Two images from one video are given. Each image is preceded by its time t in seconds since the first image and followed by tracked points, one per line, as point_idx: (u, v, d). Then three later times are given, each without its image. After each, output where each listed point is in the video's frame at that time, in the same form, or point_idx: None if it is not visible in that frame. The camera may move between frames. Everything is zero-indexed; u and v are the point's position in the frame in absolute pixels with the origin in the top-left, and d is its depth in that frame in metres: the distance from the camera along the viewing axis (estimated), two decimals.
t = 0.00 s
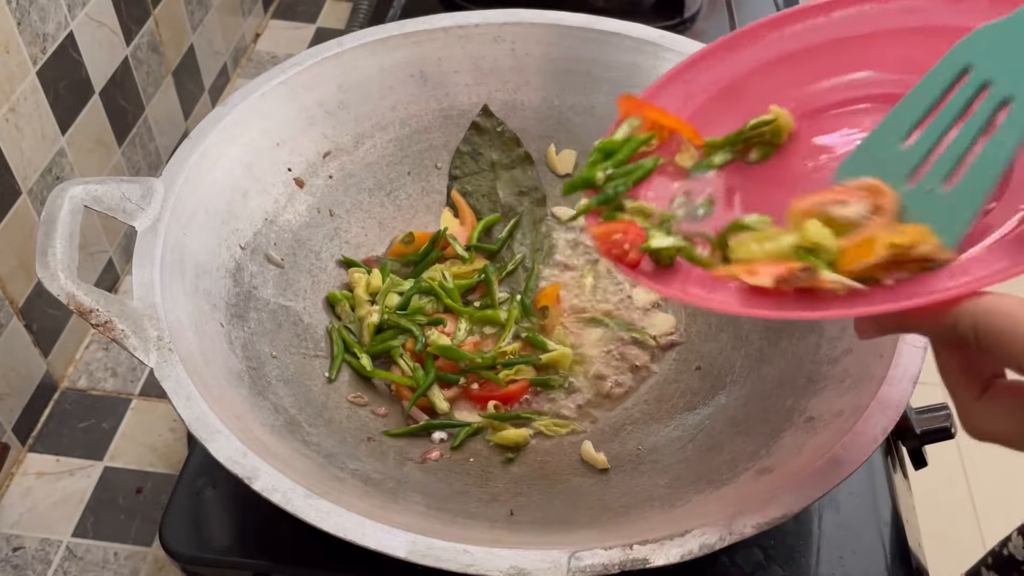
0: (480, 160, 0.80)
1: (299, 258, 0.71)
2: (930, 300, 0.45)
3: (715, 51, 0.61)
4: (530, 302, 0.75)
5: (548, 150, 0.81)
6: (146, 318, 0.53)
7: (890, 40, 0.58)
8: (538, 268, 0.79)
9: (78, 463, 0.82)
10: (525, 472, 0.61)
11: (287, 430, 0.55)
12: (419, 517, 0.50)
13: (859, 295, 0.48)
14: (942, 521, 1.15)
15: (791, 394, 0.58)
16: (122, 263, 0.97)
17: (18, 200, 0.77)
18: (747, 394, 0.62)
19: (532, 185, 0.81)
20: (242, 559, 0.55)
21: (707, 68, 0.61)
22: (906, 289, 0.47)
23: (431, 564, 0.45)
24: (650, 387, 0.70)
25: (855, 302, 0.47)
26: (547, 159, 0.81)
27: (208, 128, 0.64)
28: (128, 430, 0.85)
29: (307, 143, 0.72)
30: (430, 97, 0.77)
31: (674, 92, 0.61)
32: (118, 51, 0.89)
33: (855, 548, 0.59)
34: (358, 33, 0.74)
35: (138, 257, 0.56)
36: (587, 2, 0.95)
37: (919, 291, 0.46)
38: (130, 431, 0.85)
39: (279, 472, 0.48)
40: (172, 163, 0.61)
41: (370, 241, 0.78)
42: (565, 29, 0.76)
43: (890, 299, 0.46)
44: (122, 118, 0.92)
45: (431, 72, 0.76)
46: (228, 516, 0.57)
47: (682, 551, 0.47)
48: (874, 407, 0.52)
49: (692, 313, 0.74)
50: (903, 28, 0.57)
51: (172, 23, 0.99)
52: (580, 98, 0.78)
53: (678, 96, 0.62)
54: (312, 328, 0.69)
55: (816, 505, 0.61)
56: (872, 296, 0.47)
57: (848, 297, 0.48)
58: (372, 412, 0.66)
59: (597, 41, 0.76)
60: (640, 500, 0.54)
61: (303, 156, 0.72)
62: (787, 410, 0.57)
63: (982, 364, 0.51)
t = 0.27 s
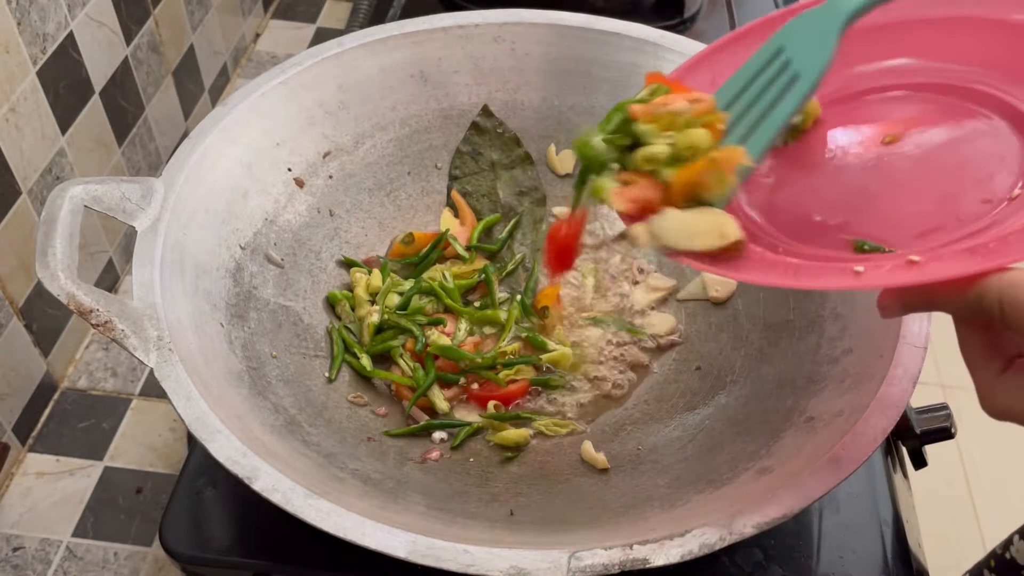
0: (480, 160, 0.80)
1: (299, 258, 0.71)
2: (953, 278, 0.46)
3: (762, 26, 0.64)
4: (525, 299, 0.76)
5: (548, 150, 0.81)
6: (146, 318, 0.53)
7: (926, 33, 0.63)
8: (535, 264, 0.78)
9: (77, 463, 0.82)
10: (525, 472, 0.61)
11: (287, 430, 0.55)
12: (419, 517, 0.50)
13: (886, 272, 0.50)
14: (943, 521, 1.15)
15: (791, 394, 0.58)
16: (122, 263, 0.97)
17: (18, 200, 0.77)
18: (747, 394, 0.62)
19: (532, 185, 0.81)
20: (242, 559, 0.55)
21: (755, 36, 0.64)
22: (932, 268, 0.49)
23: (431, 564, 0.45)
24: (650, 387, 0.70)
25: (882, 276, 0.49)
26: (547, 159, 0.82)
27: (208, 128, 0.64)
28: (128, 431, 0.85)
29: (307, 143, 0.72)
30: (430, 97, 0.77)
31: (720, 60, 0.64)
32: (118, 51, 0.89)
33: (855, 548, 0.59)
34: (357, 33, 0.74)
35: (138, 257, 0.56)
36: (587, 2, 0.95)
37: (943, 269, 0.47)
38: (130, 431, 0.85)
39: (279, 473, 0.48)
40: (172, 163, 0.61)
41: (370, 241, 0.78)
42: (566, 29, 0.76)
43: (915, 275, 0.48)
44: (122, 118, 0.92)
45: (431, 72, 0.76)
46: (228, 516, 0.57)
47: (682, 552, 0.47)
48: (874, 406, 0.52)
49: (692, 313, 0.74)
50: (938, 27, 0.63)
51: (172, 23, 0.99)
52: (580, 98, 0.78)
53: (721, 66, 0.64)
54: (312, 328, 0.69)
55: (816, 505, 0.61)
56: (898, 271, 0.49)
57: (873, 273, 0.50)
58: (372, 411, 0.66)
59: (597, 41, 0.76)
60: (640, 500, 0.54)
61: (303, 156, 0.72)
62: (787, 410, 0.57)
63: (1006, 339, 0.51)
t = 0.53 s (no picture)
0: (482, 161, 0.79)
1: (299, 258, 0.71)
2: (986, 288, 0.43)
3: None
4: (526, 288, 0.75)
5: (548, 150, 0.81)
6: (146, 318, 0.53)
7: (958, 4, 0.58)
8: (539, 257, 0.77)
9: (77, 463, 0.82)
10: (525, 472, 0.61)
11: (287, 430, 0.55)
12: (419, 517, 0.50)
13: (911, 274, 0.46)
14: (943, 522, 1.15)
15: (791, 394, 0.58)
16: (122, 263, 0.96)
17: (18, 200, 0.77)
18: (747, 394, 0.62)
19: (534, 188, 0.81)
20: (242, 559, 0.55)
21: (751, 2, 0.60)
22: (959, 271, 0.45)
23: (431, 564, 0.45)
24: (650, 387, 0.70)
25: (904, 279, 0.46)
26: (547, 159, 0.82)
27: (208, 128, 0.64)
28: (128, 431, 0.85)
29: (307, 143, 0.72)
30: (430, 97, 0.77)
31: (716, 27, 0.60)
32: (118, 51, 0.89)
33: (855, 548, 0.59)
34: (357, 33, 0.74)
35: (138, 257, 0.56)
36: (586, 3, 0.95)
37: (974, 273, 0.44)
38: (130, 431, 0.85)
39: (279, 472, 0.48)
40: (172, 163, 0.61)
41: (370, 241, 0.78)
42: (566, 29, 0.76)
43: (944, 279, 0.45)
44: (122, 118, 0.92)
45: (431, 72, 0.76)
46: (228, 516, 0.57)
47: (682, 551, 0.47)
48: (874, 407, 0.52)
49: (692, 313, 0.74)
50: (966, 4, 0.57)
51: (172, 23, 0.99)
52: (581, 98, 0.78)
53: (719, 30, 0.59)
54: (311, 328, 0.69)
55: (816, 505, 0.61)
56: (922, 271, 0.46)
57: (899, 275, 0.46)
58: (372, 411, 0.66)
59: (598, 41, 0.76)
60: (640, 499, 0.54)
61: (303, 156, 0.72)
62: (787, 410, 0.57)
63: None
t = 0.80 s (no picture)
0: (482, 161, 0.80)
1: (299, 258, 0.71)
2: (986, 343, 0.41)
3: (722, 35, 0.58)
4: (527, 285, 0.76)
5: (548, 150, 0.81)
6: (146, 318, 0.53)
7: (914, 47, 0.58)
8: (540, 258, 0.78)
9: (77, 463, 0.82)
10: (525, 472, 0.61)
11: (287, 430, 0.55)
12: (419, 517, 0.50)
13: (902, 331, 0.44)
14: (944, 522, 1.15)
15: (791, 394, 0.58)
16: (122, 263, 0.97)
17: (19, 200, 0.77)
18: (747, 394, 0.62)
19: (534, 187, 0.81)
20: (242, 559, 0.55)
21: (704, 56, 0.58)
22: (953, 324, 0.43)
23: (431, 564, 0.45)
24: (650, 386, 0.70)
25: (898, 337, 0.43)
26: (547, 159, 0.82)
27: (208, 129, 0.64)
28: (128, 431, 0.85)
29: (307, 143, 0.72)
30: (430, 97, 0.77)
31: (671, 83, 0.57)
32: (118, 51, 0.89)
33: (855, 548, 0.59)
34: (357, 33, 0.74)
35: (138, 257, 0.56)
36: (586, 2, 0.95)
37: (970, 326, 0.42)
38: (130, 431, 0.85)
39: (279, 473, 0.48)
40: (172, 163, 0.61)
41: (369, 241, 0.78)
42: (566, 29, 0.76)
43: (937, 333, 0.43)
44: (122, 117, 0.92)
45: (431, 72, 0.76)
46: (228, 516, 0.57)
47: (682, 551, 0.47)
48: (873, 407, 0.52)
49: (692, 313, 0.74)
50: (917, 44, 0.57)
51: (172, 23, 0.99)
52: (580, 98, 0.79)
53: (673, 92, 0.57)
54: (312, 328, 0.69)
55: (816, 505, 0.61)
56: (913, 327, 0.44)
57: (890, 333, 0.44)
58: (372, 411, 0.66)
59: (597, 41, 0.76)
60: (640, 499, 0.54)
61: (303, 156, 0.72)
62: (787, 410, 0.57)
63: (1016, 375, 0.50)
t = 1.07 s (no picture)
0: (482, 162, 0.80)
1: (299, 258, 0.71)
2: (997, 337, 0.43)
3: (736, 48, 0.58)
4: (526, 285, 0.76)
5: (548, 150, 0.81)
6: (146, 318, 0.52)
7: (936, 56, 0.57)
8: (540, 259, 0.78)
9: (77, 463, 0.82)
10: (525, 472, 0.61)
11: (287, 430, 0.55)
12: (419, 517, 0.50)
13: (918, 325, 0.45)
14: (944, 522, 1.15)
15: (791, 394, 0.58)
16: (122, 263, 0.97)
17: (19, 200, 0.77)
18: (747, 394, 0.62)
19: (534, 188, 0.81)
20: (242, 559, 0.55)
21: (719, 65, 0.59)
22: (966, 320, 0.45)
23: (431, 563, 0.45)
24: (650, 386, 0.70)
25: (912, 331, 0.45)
26: (547, 159, 0.82)
27: (208, 129, 0.64)
28: (128, 431, 0.85)
29: (307, 143, 0.72)
30: (430, 97, 0.77)
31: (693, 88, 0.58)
32: (118, 51, 0.89)
33: (855, 548, 0.59)
34: (357, 33, 0.74)
35: (138, 257, 0.56)
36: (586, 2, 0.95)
37: (983, 324, 0.44)
38: (130, 431, 0.85)
39: (279, 473, 0.48)
40: (172, 163, 0.61)
41: (370, 241, 0.78)
42: (566, 29, 0.76)
43: (949, 329, 0.45)
44: (122, 117, 0.92)
45: (431, 72, 0.76)
46: (228, 516, 0.57)
47: (682, 551, 0.47)
48: (874, 407, 0.52)
49: (692, 313, 0.74)
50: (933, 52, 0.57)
51: (172, 23, 0.99)
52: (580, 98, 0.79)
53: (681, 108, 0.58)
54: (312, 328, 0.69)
55: (816, 505, 0.61)
56: (928, 322, 0.46)
57: (903, 327, 0.46)
58: (372, 411, 0.66)
59: (597, 41, 0.76)
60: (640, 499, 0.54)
61: (303, 156, 0.72)
62: (787, 410, 0.57)
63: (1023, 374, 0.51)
